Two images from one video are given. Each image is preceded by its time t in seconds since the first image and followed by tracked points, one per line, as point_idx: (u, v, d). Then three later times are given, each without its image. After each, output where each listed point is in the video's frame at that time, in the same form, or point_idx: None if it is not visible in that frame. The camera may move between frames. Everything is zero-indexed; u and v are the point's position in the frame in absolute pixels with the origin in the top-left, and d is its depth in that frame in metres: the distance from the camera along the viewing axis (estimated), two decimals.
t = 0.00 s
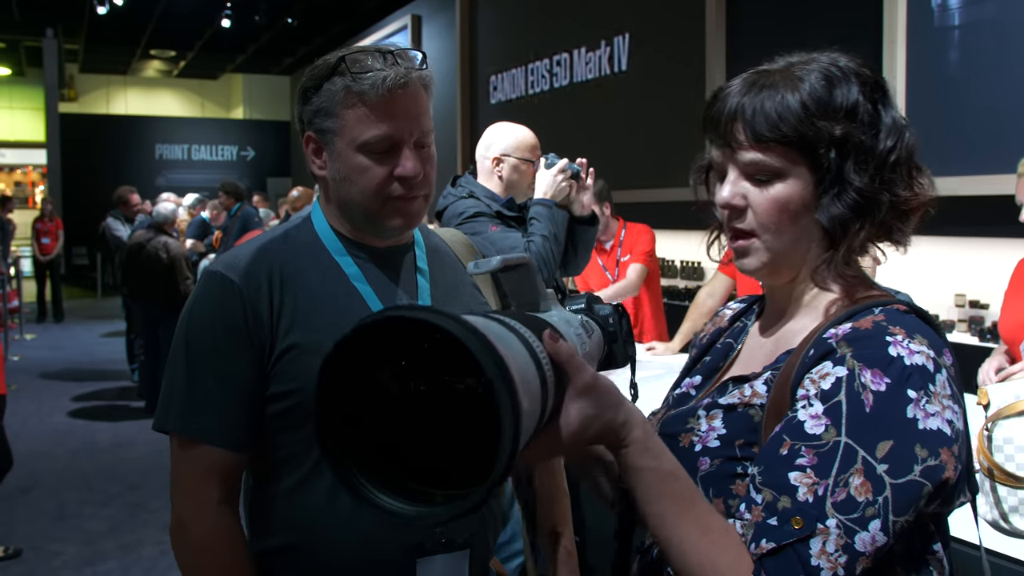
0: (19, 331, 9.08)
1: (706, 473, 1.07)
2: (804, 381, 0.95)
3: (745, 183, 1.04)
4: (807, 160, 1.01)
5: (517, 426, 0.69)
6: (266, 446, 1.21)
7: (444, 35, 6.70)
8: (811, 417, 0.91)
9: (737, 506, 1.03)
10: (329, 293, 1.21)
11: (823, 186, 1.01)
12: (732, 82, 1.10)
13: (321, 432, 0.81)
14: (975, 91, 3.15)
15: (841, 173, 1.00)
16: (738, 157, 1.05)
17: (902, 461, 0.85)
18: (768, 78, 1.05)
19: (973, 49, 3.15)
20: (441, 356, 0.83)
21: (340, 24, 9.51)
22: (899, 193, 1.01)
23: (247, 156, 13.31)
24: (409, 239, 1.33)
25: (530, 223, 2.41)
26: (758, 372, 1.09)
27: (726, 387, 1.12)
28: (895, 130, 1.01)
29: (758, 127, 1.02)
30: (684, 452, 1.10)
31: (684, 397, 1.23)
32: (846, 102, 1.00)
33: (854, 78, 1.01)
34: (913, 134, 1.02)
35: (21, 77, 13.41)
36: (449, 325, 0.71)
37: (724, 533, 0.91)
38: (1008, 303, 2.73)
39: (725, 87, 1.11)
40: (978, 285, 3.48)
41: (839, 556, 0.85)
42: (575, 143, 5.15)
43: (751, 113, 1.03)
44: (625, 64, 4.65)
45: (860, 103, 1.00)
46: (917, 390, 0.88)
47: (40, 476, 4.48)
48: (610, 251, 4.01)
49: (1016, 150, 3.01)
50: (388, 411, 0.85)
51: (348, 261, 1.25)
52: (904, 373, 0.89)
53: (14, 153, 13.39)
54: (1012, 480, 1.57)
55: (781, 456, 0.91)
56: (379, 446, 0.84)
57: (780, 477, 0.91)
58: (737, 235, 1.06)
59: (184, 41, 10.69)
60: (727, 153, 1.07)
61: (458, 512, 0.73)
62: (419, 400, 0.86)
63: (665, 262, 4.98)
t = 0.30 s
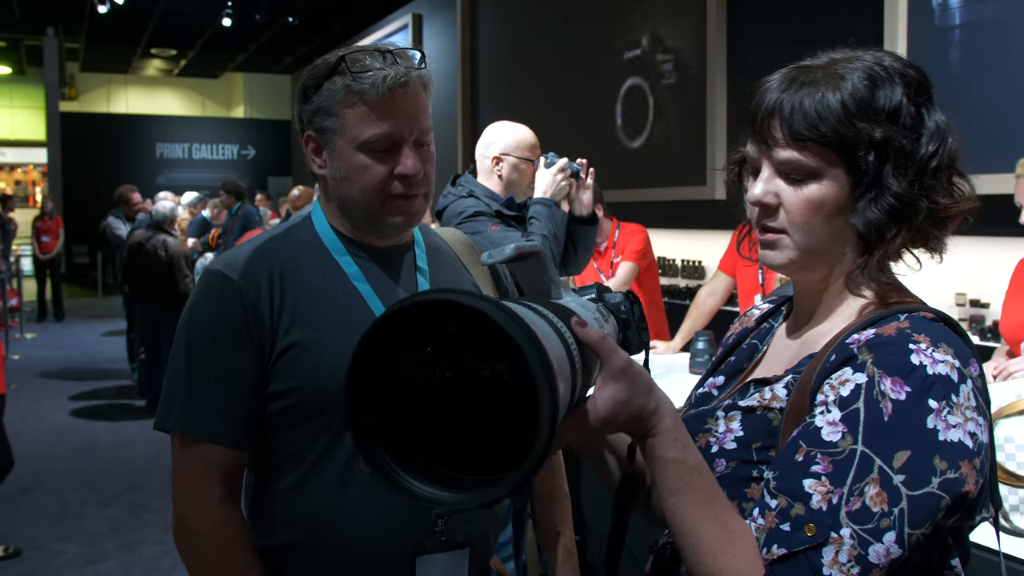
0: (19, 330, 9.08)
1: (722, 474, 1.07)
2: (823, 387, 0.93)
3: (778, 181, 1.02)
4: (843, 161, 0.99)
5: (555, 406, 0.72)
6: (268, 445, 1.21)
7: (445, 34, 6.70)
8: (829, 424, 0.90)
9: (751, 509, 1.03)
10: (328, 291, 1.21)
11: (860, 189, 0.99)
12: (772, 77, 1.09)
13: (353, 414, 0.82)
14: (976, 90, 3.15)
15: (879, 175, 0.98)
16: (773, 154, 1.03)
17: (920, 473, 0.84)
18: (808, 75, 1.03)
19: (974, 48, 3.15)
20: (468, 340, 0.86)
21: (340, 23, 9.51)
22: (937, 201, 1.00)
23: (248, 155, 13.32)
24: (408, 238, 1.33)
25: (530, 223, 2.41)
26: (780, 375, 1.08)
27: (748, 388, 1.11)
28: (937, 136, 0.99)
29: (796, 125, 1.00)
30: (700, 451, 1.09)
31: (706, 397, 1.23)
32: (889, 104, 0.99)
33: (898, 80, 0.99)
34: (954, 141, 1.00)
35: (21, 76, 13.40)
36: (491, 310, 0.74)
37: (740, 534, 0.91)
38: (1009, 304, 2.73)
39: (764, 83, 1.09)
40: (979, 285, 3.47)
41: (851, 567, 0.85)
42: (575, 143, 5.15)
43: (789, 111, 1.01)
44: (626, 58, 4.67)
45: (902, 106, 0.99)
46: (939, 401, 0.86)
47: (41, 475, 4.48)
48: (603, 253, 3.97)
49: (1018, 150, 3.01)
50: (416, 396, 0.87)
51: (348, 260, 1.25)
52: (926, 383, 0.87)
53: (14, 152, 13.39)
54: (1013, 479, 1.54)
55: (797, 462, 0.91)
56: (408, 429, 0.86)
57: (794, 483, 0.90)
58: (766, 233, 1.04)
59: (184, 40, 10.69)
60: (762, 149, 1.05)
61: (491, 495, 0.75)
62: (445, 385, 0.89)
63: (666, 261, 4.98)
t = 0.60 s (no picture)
0: (18, 331, 9.08)
1: (721, 479, 1.07)
2: (821, 391, 0.94)
3: (790, 170, 1.01)
4: (859, 157, 0.98)
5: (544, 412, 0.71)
6: (267, 444, 1.21)
7: (444, 36, 6.71)
8: (827, 429, 0.90)
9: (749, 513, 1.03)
10: (332, 291, 1.22)
11: (871, 183, 0.99)
12: (786, 67, 1.07)
13: (346, 421, 0.83)
14: (973, 91, 3.15)
15: (892, 173, 0.98)
16: (787, 141, 1.01)
17: (917, 477, 0.84)
18: (829, 67, 1.02)
19: (971, 50, 3.15)
20: (467, 344, 0.86)
21: (340, 24, 9.51)
22: (945, 206, 1.00)
23: (247, 155, 13.32)
24: (409, 238, 1.34)
25: (528, 224, 2.42)
26: (777, 377, 1.08)
27: (745, 391, 1.12)
28: (948, 141, 1.00)
29: (814, 114, 0.99)
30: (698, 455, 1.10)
31: (705, 398, 1.24)
32: (907, 103, 0.98)
33: (917, 82, 0.99)
34: (961, 149, 1.01)
35: (19, 76, 13.39)
36: (481, 317, 0.73)
37: (739, 542, 0.91)
38: (1007, 306, 2.74)
39: (777, 73, 1.08)
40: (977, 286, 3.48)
41: (850, 573, 0.85)
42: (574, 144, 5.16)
43: (808, 98, 0.99)
44: (625, 58, 4.69)
45: (919, 106, 0.98)
46: (937, 404, 0.86)
47: (39, 476, 4.48)
48: (601, 255, 3.98)
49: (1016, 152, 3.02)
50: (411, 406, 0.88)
51: (350, 260, 1.25)
52: (924, 387, 0.87)
53: (12, 152, 13.39)
54: (1011, 480, 1.54)
55: (795, 467, 0.91)
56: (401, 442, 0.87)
57: (793, 489, 0.90)
58: (771, 222, 1.03)
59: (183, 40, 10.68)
60: (775, 135, 1.03)
61: (480, 502, 0.76)
62: (447, 388, 0.89)
63: (665, 263, 4.98)
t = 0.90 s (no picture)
0: (14, 332, 9.07)
1: (713, 494, 1.06)
2: (809, 402, 0.94)
3: (814, 193, 1.00)
4: (889, 183, 0.99)
5: (529, 486, 0.73)
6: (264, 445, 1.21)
7: (442, 38, 6.72)
8: (817, 440, 0.90)
9: (745, 527, 1.02)
10: (328, 295, 1.22)
11: (895, 209, 1.00)
12: (802, 77, 1.06)
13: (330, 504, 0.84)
14: (969, 95, 3.16)
15: (915, 199, 0.99)
16: (823, 165, 0.99)
17: (911, 483, 0.84)
18: (850, 82, 1.00)
19: (968, 54, 3.17)
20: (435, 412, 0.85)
21: (338, 25, 9.51)
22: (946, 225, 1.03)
23: (245, 157, 13.31)
24: (409, 241, 1.34)
25: (526, 227, 2.42)
26: (761, 386, 1.08)
27: (729, 401, 1.12)
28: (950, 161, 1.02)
29: (855, 139, 0.97)
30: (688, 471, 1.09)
31: (689, 410, 1.22)
32: (927, 127, 0.99)
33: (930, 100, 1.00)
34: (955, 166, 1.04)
35: (17, 77, 13.39)
36: (443, 392, 0.74)
37: (740, 562, 0.90)
38: (1004, 309, 2.74)
39: (792, 84, 1.06)
40: (973, 288, 3.49)
41: None
42: (572, 146, 5.17)
43: (842, 120, 0.98)
44: (623, 61, 4.71)
45: (931, 126, 1.00)
46: (923, 407, 0.87)
47: (35, 477, 4.47)
48: (598, 257, 3.99)
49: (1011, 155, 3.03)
50: (395, 467, 0.89)
51: (347, 262, 1.25)
52: (909, 392, 0.87)
53: (8, 152, 13.37)
54: (1006, 483, 1.54)
55: (790, 481, 0.91)
56: (383, 510, 0.88)
57: (789, 503, 0.90)
58: (783, 244, 1.04)
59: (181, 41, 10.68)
60: (807, 158, 1.01)
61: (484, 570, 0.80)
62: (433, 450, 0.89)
63: (663, 265, 4.99)
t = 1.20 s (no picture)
0: (11, 333, 9.05)
1: (697, 492, 1.07)
2: (792, 401, 0.94)
3: (779, 193, 1.00)
4: (852, 180, 0.98)
5: (512, 477, 0.74)
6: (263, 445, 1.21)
7: (440, 39, 6.72)
8: (800, 438, 0.90)
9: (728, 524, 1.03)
10: (324, 295, 1.22)
11: (862, 207, 0.99)
12: (766, 81, 1.05)
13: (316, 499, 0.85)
14: (966, 98, 3.18)
15: (883, 195, 0.99)
16: (781, 165, 0.99)
17: (893, 481, 0.84)
18: (812, 82, 1.00)
19: (965, 57, 3.18)
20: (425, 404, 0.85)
21: (336, 26, 9.50)
22: (920, 223, 1.01)
23: (242, 158, 13.30)
24: (407, 241, 1.35)
25: (523, 228, 2.43)
26: (746, 385, 1.08)
27: (714, 400, 1.12)
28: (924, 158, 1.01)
29: (813, 137, 0.97)
30: (673, 470, 1.10)
31: (675, 410, 1.24)
32: (894, 125, 0.98)
33: (897, 97, 0.99)
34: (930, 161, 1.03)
35: (14, 77, 13.37)
36: (436, 380, 0.75)
37: (723, 557, 0.91)
38: (1001, 311, 2.75)
39: (757, 85, 1.06)
40: (969, 291, 3.50)
41: None
42: (569, 148, 5.17)
43: (801, 119, 0.97)
44: (620, 62, 4.72)
45: (902, 125, 0.99)
46: (905, 406, 0.87)
47: (32, 478, 4.46)
48: (595, 259, 4.00)
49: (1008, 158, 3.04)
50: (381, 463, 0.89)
51: (344, 262, 1.26)
52: (891, 390, 0.88)
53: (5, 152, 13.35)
54: (1001, 485, 1.56)
55: (773, 479, 0.91)
56: (368, 503, 0.88)
57: (772, 501, 0.90)
58: (754, 243, 1.03)
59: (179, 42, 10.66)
60: (765, 157, 1.00)
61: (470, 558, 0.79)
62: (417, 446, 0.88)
63: (660, 266, 5.00)
